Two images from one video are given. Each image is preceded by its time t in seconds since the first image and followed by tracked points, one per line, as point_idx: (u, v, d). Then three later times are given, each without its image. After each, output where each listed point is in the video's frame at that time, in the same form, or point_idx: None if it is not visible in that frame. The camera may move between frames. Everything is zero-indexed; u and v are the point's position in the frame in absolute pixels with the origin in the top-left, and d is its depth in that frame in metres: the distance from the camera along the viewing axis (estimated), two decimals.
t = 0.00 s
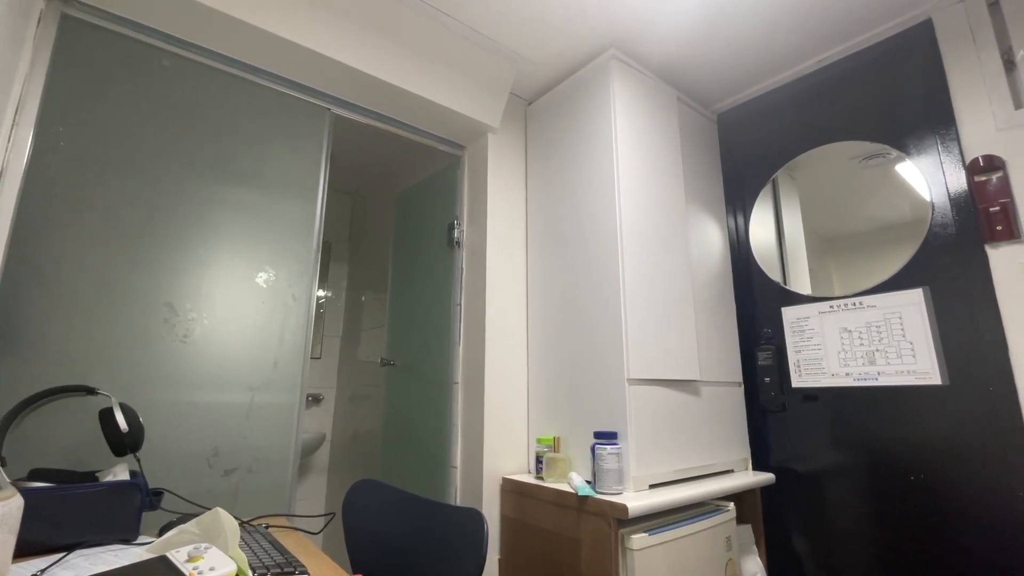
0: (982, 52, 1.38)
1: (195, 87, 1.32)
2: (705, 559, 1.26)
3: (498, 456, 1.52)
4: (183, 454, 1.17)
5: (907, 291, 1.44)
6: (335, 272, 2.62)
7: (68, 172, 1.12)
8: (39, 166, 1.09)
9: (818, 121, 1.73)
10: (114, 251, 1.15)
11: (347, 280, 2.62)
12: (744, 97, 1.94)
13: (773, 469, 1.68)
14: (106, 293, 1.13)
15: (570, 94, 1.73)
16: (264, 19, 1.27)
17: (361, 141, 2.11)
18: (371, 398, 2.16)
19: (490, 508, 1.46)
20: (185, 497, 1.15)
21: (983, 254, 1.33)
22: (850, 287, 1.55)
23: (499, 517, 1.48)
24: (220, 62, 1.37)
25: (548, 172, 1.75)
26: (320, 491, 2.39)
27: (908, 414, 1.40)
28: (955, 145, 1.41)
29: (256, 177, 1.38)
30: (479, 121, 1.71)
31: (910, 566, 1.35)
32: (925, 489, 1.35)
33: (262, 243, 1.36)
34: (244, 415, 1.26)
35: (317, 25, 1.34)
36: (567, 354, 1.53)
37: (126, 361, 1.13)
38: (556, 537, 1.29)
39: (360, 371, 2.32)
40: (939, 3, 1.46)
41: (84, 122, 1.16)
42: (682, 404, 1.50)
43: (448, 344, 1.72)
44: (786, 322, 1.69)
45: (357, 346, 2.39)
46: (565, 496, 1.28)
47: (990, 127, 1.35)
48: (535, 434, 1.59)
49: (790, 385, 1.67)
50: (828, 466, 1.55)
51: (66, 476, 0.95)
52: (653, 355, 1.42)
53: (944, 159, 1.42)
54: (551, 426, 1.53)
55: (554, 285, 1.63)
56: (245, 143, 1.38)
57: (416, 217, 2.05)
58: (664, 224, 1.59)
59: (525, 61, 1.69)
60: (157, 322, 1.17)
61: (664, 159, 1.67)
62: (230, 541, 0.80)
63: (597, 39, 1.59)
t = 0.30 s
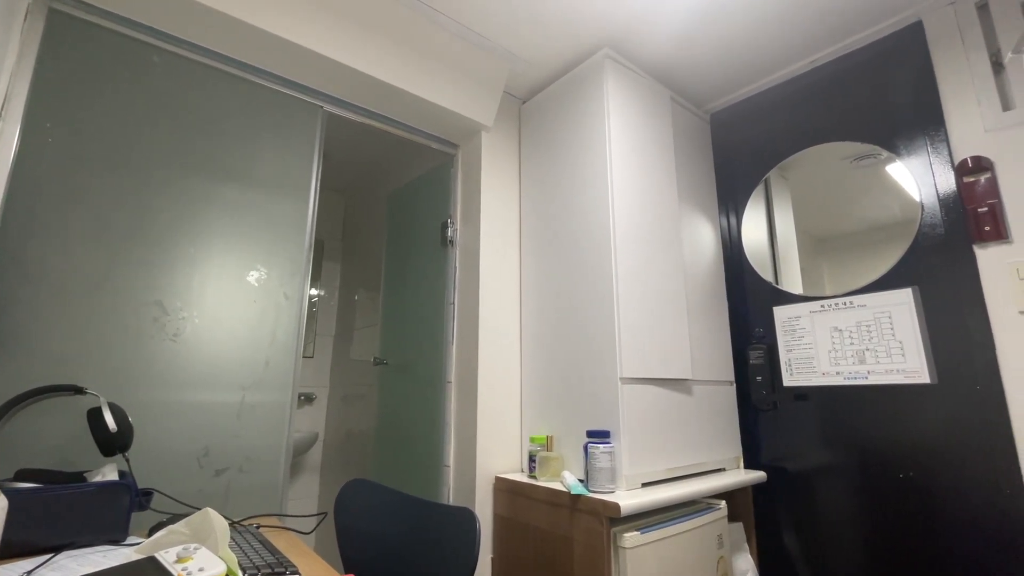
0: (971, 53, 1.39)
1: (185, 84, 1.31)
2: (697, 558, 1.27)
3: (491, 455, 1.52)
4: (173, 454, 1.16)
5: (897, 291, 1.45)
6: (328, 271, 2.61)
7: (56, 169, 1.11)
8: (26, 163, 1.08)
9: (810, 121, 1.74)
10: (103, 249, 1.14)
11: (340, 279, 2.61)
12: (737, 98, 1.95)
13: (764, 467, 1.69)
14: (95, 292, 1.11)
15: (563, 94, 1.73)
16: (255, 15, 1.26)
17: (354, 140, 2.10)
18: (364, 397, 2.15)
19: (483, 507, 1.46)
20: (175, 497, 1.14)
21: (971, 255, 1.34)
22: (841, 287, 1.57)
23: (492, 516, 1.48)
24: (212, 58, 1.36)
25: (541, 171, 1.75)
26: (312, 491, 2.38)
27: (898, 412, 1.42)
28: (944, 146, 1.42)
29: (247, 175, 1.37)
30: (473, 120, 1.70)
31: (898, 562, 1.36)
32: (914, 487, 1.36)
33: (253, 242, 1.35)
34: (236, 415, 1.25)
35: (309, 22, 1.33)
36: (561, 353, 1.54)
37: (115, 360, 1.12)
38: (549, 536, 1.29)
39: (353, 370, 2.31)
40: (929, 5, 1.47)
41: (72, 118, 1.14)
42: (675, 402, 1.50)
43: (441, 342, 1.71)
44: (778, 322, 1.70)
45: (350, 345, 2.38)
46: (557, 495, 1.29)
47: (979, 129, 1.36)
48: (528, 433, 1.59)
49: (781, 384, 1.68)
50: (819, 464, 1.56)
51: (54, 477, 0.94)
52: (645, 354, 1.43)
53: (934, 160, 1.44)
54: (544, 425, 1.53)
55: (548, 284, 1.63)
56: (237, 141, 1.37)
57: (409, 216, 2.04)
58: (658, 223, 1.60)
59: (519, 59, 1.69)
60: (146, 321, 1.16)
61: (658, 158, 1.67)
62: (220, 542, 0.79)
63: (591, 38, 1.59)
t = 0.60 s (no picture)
0: (959, 56, 1.41)
1: (174, 79, 1.29)
2: (687, 555, 1.28)
3: (483, 454, 1.52)
4: (160, 453, 1.14)
5: (884, 291, 1.47)
6: (320, 269, 2.59)
7: (41, 164, 1.09)
8: (10, 157, 1.06)
9: (801, 122, 1.75)
10: (90, 246, 1.12)
11: (332, 277, 2.59)
12: (729, 98, 1.96)
13: (754, 465, 1.70)
14: (81, 289, 1.10)
15: (556, 92, 1.73)
16: (245, 10, 1.24)
17: (345, 137, 2.08)
18: (356, 396, 2.14)
19: (474, 506, 1.46)
20: (163, 496, 1.13)
21: (957, 255, 1.36)
22: (830, 286, 1.58)
23: (483, 515, 1.48)
24: (201, 53, 1.34)
25: (534, 170, 1.74)
26: (303, 490, 2.37)
27: (885, 411, 1.44)
28: (932, 147, 1.44)
29: (237, 172, 1.36)
30: (466, 118, 1.70)
31: (884, 558, 1.38)
32: (901, 484, 1.38)
33: (244, 239, 1.34)
34: (225, 414, 1.24)
35: (300, 17, 1.32)
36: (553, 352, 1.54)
37: (101, 359, 1.10)
38: (540, 534, 1.29)
39: (345, 369, 2.30)
40: (918, 9, 1.49)
41: (58, 112, 1.12)
42: (666, 401, 1.51)
43: (433, 341, 1.71)
44: (768, 321, 1.72)
45: (342, 343, 2.37)
46: (549, 493, 1.29)
47: (965, 131, 1.38)
48: (519, 432, 1.59)
49: (771, 383, 1.69)
50: (808, 462, 1.57)
51: (39, 476, 0.93)
52: (637, 353, 1.43)
53: (922, 161, 1.45)
54: (536, 424, 1.54)
55: (540, 283, 1.63)
56: (226, 137, 1.35)
57: (401, 214, 2.03)
58: (650, 223, 1.61)
59: (513, 58, 1.69)
60: (134, 319, 1.15)
61: (650, 158, 1.68)
62: (209, 542, 0.78)
63: (585, 37, 1.59)
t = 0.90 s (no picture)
0: (944, 60, 1.43)
1: (160, 72, 1.27)
2: (675, 553, 1.29)
3: (472, 453, 1.51)
4: (145, 452, 1.13)
5: (870, 291, 1.49)
6: (309, 267, 2.57)
7: (22, 157, 1.06)
8: None
9: (789, 124, 1.77)
10: (73, 241, 1.10)
11: (321, 275, 2.57)
12: (719, 98, 1.97)
13: (741, 463, 1.72)
14: (64, 284, 1.08)
15: (548, 91, 1.73)
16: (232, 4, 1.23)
17: (335, 134, 2.06)
18: (345, 395, 2.13)
19: (464, 504, 1.46)
20: (148, 496, 1.12)
21: (941, 256, 1.38)
22: (817, 286, 1.60)
23: (473, 513, 1.48)
24: (188, 46, 1.32)
25: (525, 168, 1.74)
26: (291, 489, 2.34)
27: (870, 409, 1.46)
28: (918, 150, 1.46)
29: (225, 167, 1.34)
30: (457, 116, 1.69)
31: (868, 554, 1.40)
32: (885, 481, 1.40)
33: (232, 235, 1.32)
34: (212, 412, 1.23)
35: (289, 12, 1.31)
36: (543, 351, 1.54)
37: (84, 356, 1.08)
38: (529, 531, 1.29)
39: (334, 367, 2.28)
40: (905, 13, 1.50)
41: (40, 104, 1.10)
42: (655, 399, 1.52)
43: (424, 339, 1.70)
44: (756, 320, 1.73)
45: (331, 341, 2.35)
46: (538, 491, 1.29)
47: (950, 134, 1.40)
48: (509, 430, 1.59)
49: (759, 382, 1.71)
50: (794, 460, 1.59)
51: (19, 476, 0.91)
52: (627, 351, 1.44)
53: (907, 164, 1.47)
54: (526, 422, 1.54)
55: (531, 281, 1.63)
56: (214, 132, 1.34)
57: (392, 212, 2.02)
58: (640, 221, 1.61)
59: (504, 56, 1.68)
60: (118, 315, 1.13)
61: (641, 157, 1.68)
62: (194, 542, 0.78)
63: (577, 36, 1.59)
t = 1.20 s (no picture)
0: (926, 66, 1.46)
1: (143, 64, 1.25)
2: (661, 550, 1.30)
3: (460, 451, 1.51)
4: (126, 451, 1.11)
5: (854, 291, 1.51)
6: (296, 263, 2.54)
7: None
8: None
9: (776, 125, 1.79)
10: (52, 235, 1.08)
11: (308, 272, 2.54)
12: (708, 99, 1.98)
13: (727, 461, 1.74)
14: (41, 280, 1.05)
15: (538, 90, 1.73)
16: None
17: (323, 129, 2.04)
18: (332, 393, 2.11)
19: (451, 502, 1.46)
20: (128, 495, 1.10)
21: (922, 258, 1.41)
22: (802, 287, 1.62)
23: (461, 511, 1.48)
24: (173, 38, 1.30)
25: (515, 166, 1.74)
26: (276, 488, 2.32)
27: (852, 408, 1.48)
28: (900, 153, 1.48)
29: (209, 161, 1.32)
30: (447, 113, 1.68)
31: (850, 550, 1.43)
32: (867, 479, 1.43)
33: (216, 230, 1.30)
34: (195, 410, 1.21)
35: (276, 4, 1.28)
36: (531, 349, 1.54)
37: (63, 353, 1.06)
38: (517, 530, 1.30)
39: (321, 365, 2.26)
40: (890, 18, 1.53)
41: (17, 94, 1.07)
42: (642, 398, 1.53)
43: (411, 337, 1.69)
44: (742, 320, 1.75)
45: (318, 338, 2.33)
46: (526, 490, 1.29)
47: (932, 138, 1.43)
48: (497, 428, 1.59)
49: (744, 380, 1.73)
50: (779, 458, 1.61)
51: None
52: (615, 350, 1.45)
53: (890, 166, 1.50)
54: (514, 420, 1.54)
55: (520, 280, 1.63)
56: (199, 126, 1.32)
57: (380, 209, 2.01)
58: (629, 221, 1.62)
59: (495, 53, 1.68)
60: (99, 312, 1.11)
61: (630, 157, 1.69)
62: (175, 542, 0.76)
63: (568, 35, 1.58)
